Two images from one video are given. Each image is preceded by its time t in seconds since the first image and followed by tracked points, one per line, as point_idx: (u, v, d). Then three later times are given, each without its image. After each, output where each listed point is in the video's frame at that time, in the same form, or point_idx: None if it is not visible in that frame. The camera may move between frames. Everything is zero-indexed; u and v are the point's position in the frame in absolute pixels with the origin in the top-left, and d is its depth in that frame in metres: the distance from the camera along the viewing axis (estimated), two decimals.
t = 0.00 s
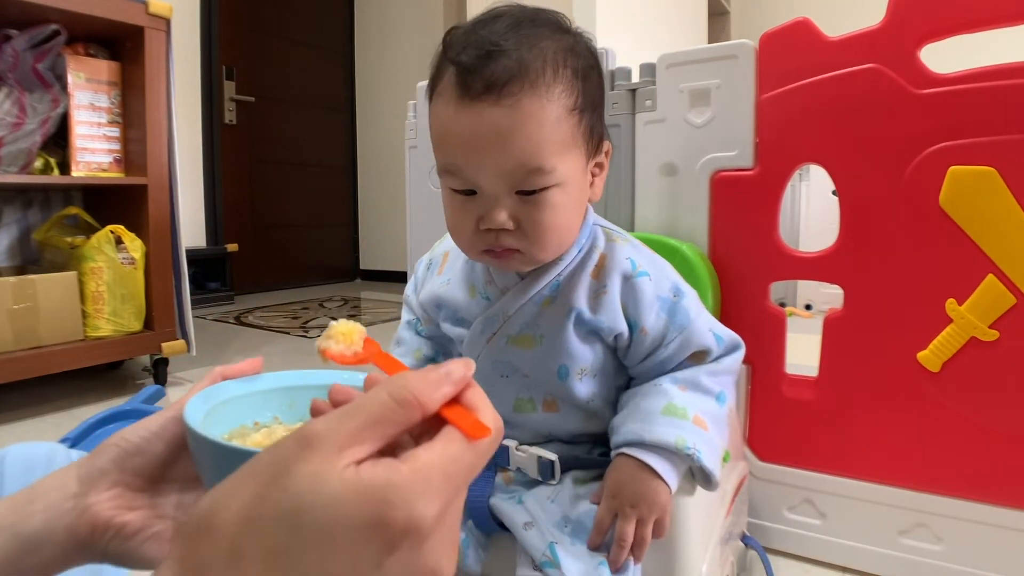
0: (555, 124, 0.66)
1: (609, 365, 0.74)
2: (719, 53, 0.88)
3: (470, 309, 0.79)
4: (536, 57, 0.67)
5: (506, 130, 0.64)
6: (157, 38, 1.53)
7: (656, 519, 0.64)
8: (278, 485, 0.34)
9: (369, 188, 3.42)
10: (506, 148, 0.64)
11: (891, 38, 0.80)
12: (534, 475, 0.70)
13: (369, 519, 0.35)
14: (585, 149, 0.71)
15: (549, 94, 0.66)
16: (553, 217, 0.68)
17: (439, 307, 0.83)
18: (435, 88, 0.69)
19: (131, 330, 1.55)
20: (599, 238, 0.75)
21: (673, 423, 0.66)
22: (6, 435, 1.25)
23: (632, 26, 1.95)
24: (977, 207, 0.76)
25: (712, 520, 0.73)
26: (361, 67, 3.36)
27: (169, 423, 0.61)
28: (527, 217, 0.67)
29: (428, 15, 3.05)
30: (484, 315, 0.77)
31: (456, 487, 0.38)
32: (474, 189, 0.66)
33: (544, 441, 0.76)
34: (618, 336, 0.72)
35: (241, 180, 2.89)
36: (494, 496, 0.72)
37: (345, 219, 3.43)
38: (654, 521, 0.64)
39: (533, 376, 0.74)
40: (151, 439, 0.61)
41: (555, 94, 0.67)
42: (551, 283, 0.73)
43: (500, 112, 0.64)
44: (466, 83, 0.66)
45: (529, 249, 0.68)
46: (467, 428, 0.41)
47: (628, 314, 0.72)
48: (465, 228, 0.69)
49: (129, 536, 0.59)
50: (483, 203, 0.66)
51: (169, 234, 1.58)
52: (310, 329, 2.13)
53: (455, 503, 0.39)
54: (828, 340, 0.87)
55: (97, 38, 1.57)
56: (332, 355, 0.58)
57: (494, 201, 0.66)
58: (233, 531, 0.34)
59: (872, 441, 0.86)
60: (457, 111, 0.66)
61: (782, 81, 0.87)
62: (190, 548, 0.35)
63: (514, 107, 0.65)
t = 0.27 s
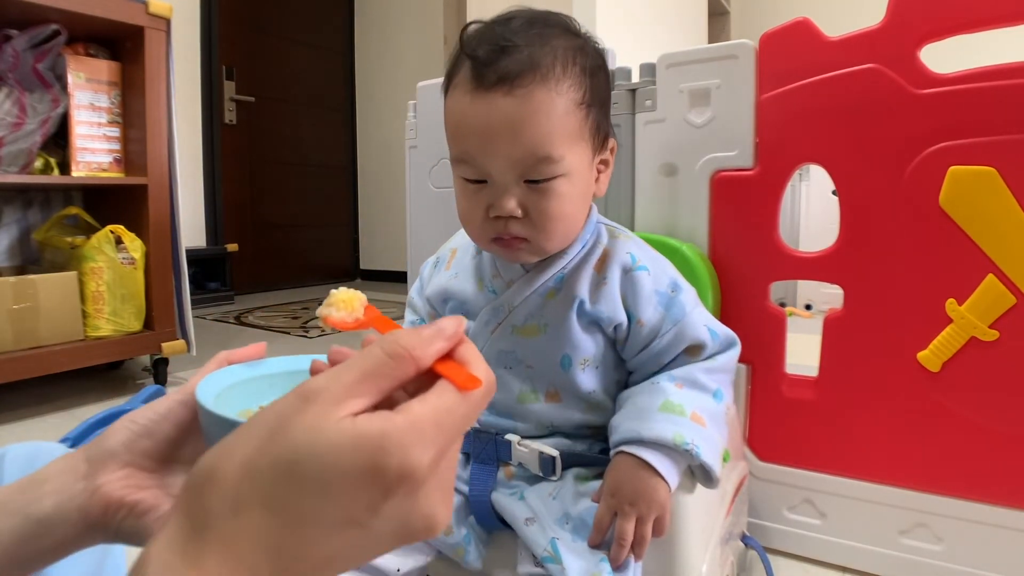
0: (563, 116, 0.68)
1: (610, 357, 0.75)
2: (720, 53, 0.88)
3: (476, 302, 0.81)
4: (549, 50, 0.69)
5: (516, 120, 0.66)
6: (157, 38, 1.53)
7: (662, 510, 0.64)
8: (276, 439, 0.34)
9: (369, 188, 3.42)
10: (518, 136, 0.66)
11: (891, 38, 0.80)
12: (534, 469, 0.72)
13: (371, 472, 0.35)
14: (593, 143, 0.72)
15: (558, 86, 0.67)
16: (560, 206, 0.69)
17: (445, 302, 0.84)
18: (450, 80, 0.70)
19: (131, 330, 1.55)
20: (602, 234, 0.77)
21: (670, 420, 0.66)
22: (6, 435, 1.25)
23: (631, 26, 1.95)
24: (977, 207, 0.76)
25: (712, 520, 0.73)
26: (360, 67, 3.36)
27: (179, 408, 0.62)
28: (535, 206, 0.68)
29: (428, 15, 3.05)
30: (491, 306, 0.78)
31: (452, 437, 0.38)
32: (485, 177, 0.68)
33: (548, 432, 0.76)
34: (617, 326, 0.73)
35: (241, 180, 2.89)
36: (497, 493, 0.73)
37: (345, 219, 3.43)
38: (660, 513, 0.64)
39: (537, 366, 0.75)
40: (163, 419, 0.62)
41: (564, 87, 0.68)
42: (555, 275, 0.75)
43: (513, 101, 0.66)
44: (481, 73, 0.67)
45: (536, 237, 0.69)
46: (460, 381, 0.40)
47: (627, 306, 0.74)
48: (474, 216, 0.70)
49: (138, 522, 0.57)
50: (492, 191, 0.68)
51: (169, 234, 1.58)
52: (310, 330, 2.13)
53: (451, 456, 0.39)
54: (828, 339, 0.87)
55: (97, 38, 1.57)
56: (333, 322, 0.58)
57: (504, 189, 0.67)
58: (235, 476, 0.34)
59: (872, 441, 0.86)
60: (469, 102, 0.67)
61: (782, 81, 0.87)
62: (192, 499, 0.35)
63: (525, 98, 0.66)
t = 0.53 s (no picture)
0: (561, 102, 0.69)
1: (611, 350, 0.76)
2: (719, 53, 0.88)
3: (479, 295, 0.82)
4: (550, 41, 0.71)
5: (515, 103, 0.68)
6: (157, 38, 1.53)
7: (656, 518, 0.64)
8: (266, 453, 0.35)
9: (369, 187, 3.42)
10: (515, 119, 0.68)
11: (891, 38, 0.80)
12: (534, 467, 0.71)
13: (361, 488, 0.35)
14: (594, 135, 0.74)
15: (557, 74, 0.69)
16: (557, 190, 0.69)
17: (449, 297, 0.85)
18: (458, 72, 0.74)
19: (131, 331, 1.55)
20: (605, 230, 0.78)
21: (669, 418, 0.66)
22: (6, 435, 1.25)
23: (632, 26, 1.95)
24: (977, 207, 0.76)
25: (712, 519, 0.73)
26: (361, 67, 3.36)
27: (173, 408, 0.62)
28: (532, 189, 0.69)
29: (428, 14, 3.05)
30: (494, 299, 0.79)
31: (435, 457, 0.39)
32: (484, 161, 0.70)
33: (549, 424, 0.76)
34: (617, 319, 0.74)
35: (241, 180, 2.89)
36: (498, 490, 0.73)
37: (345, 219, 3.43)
38: (655, 521, 0.64)
39: (538, 358, 0.76)
40: (158, 418, 0.62)
41: (562, 75, 0.70)
42: (557, 268, 0.76)
43: (512, 86, 0.68)
44: (484, 62, 0.70)
45: (533, 221, 0.70)
46: (439, 401, 0.41)
47: (627, 298, 0.74)
48: (474, 201, 0.71)
49: (140, 518, 0.58)
50: (491, 174, 0.70)
51: (169, 234, 1.58)
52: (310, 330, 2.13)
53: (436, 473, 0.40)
54: (828, 339, 0.87)
55: (97, 38, 1.57)
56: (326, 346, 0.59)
57: (502, 171, 0.69)
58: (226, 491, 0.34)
59: (872, 441, 0.86)
60: (471, 88, 0.70)
61: (781, 81, 0.87)
62: (188, 499, 0.35)
63: (524, 84, 0.68)
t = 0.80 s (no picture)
0: (555, 95, 0.70)
1: (610, 349, 0.76)
2: (719, 53, 0.88)
3: (479, 295, 0.82)
4: (544, 37, 0.72)
5: (509, 96, 0.68)
6: (157, 38, 1.53)
7: (657, 520, 0.64)
8: (261, 460, 0.35)
9: (370, 187, 3.42)
10: (508, 110, 0.68)
11: (891, 38, 0.80)
12: (534, 467, 0.71)
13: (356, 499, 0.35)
14: (589, 130, 0.74)
15: (551, 68, 0.70)
16: (551, 181, 0.69)
17: (448, 298, 0.85)
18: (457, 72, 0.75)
19: (131, 331, 1.55)
20: (603, 229, 0.78)
21: (669, 418, 0.66)
22: (6, 435, 1.25)
23: (632, 26, 1.95)
24: (977, 207, 0.76)
25: (712, 518, 0.73)
26: (361, 67, 3.36)
27: (171, 412, 0.62)
28: (526, 180, 0.69)
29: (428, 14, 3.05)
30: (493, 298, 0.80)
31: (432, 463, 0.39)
32: (479, 154, 0.70)
33: (548, 422, 0.76)
34: (616, 317, 0.74)
35: (241, 180, 2.89)
36: (498, 490, 0.73)
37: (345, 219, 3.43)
38: (655, 523, 0.64)
39: (538, 356, 0.76)
40: (156, 422, 0.62)
41: (556, 68, 0.70)
42: (556, 267, 0.76)
43: (505, 79, 0.69)
44: (480, 59, 0.72)
45: (528, 213, 0.70)
46: (436, 407, 0.41)
47: (626, 297, 0.74)
48: (470, 194, 0.71)
49: (137, 523, 0.57)
50: (487, 167, 0.70)
51: (169, 234, 1.58)
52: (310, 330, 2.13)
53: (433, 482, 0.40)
54: (828, 339, 0.87)
55: (97, 38, 1.57)
56: (324, 345, 0.62)
57: (496, 164, 0.69)
58: (221, 500, 0.35)
59: (872, 441, 0.86)
60: (467, 82, 0.71)
61: (781, 81, 0.87)
62: (189, 501, 0.35)
63: (518, 76, 0.69)
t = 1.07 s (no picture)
0: (546, 95, 0.70)
1: (609, 353, 0.76)
2: (719, 53, 0.88)
3: (473, 300, 0.82)
4: (535, 37, 0.72)
5: (499, 95, 0.68)
6: (157, 38, 1.53)
7: (661, 522, 0.65)
8: (275, 450, 0.35)
9: (370, 187, 3.42)
10: (499, 110, 0.68)
11: (891, 38, 0.80)
12: (535, 469, 0.72)
13: (362, 485, 0.35)
14: (581, 131, 0.74)
15: (541, 67, 0.70)
16: (543, 183, 0.69)
17: (443, 302, 0.85)
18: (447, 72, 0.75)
19: (131, 330, 1.55)
20: (599, 232, 0.78)
21: (670, 420, 0.66)
22: (6, 435, 1.25)
23: (632, 25, 1.95)
24: (977, 207, 0.76)
25: (712, 518, 0.73)
26: (360, 67, 3.36)
27: (174, 415, 0.62)
28: (517, 181, 0.69)
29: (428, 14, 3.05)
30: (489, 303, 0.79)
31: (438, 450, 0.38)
32: (470, 155, 0.70)
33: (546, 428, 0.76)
34: (614, 323, 0.74)
35: (241, 180, 2.89)
36: (498, 492, 0.73)
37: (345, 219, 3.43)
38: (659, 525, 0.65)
39: (535, 362, 0.76)
40: (160, 425, 0.61)
41: (547, 67, 0.70)
42: (552, 272, 0.76)
43: (496, 78, 0.69)
44: (470, 58, 0.72)
45: (519, 214, 0.70)
46: (448, 398, 0.40)
47: (624, 301, 0.74)
48: (461, 196, 0.71)
49: (142, 525, 0.58)
50: (478, 169, 0.70)
51: (169, 234, 1.58)
52: (311, 329, 2.13)
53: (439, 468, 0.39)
54: (828, 339, 0.87)
55: (97, 38, 1.57)
56: (334, 333, 0.59)
57: (487, 164, 0.69)
58: (233, 489, 0.34)
59: (872, 441, 0.86)
60: (457, 82, 0.71)
61: (781, 81, 0.87)
62: (190, 501, 0.35)
63: (508, 75, 0.69)
